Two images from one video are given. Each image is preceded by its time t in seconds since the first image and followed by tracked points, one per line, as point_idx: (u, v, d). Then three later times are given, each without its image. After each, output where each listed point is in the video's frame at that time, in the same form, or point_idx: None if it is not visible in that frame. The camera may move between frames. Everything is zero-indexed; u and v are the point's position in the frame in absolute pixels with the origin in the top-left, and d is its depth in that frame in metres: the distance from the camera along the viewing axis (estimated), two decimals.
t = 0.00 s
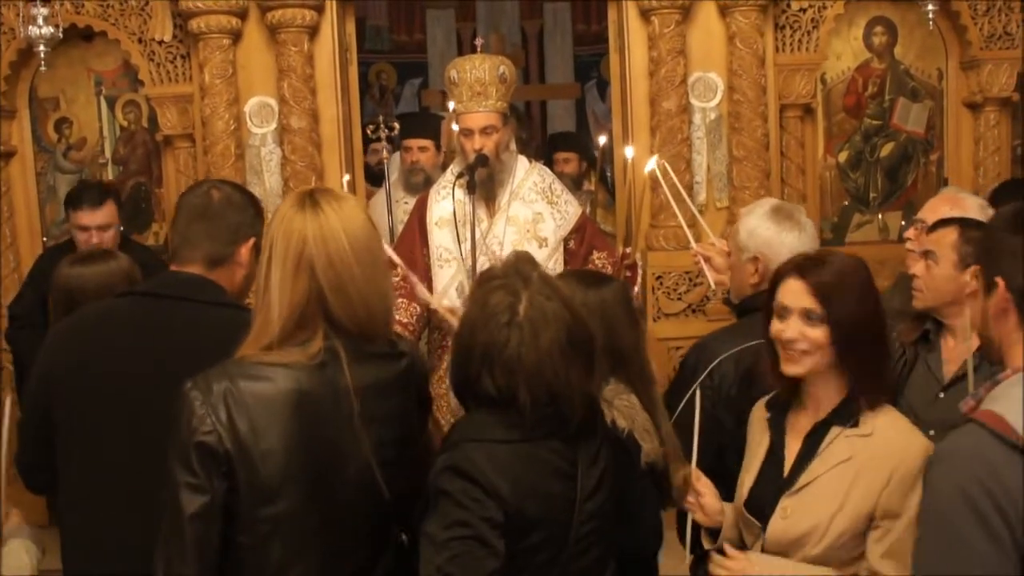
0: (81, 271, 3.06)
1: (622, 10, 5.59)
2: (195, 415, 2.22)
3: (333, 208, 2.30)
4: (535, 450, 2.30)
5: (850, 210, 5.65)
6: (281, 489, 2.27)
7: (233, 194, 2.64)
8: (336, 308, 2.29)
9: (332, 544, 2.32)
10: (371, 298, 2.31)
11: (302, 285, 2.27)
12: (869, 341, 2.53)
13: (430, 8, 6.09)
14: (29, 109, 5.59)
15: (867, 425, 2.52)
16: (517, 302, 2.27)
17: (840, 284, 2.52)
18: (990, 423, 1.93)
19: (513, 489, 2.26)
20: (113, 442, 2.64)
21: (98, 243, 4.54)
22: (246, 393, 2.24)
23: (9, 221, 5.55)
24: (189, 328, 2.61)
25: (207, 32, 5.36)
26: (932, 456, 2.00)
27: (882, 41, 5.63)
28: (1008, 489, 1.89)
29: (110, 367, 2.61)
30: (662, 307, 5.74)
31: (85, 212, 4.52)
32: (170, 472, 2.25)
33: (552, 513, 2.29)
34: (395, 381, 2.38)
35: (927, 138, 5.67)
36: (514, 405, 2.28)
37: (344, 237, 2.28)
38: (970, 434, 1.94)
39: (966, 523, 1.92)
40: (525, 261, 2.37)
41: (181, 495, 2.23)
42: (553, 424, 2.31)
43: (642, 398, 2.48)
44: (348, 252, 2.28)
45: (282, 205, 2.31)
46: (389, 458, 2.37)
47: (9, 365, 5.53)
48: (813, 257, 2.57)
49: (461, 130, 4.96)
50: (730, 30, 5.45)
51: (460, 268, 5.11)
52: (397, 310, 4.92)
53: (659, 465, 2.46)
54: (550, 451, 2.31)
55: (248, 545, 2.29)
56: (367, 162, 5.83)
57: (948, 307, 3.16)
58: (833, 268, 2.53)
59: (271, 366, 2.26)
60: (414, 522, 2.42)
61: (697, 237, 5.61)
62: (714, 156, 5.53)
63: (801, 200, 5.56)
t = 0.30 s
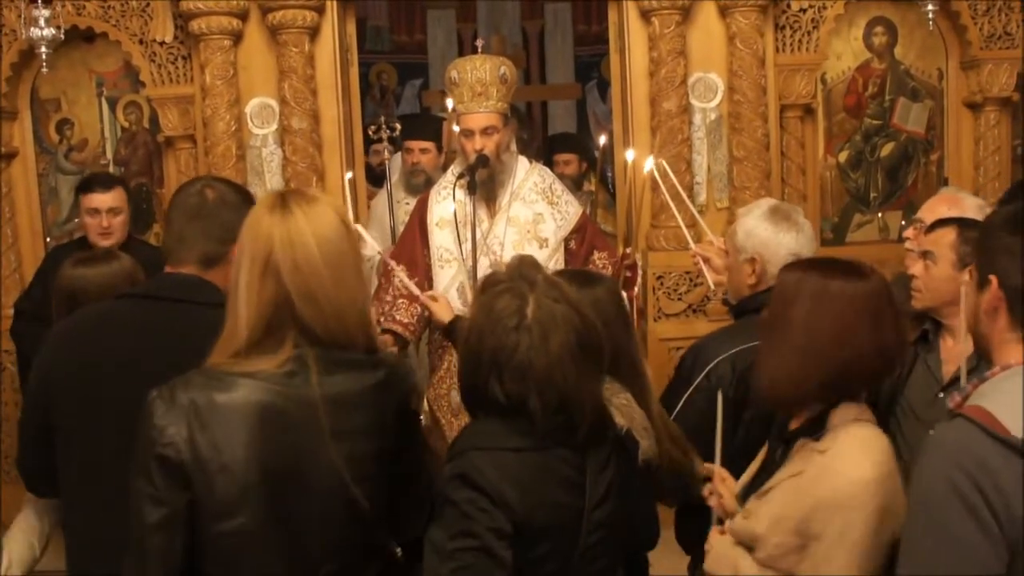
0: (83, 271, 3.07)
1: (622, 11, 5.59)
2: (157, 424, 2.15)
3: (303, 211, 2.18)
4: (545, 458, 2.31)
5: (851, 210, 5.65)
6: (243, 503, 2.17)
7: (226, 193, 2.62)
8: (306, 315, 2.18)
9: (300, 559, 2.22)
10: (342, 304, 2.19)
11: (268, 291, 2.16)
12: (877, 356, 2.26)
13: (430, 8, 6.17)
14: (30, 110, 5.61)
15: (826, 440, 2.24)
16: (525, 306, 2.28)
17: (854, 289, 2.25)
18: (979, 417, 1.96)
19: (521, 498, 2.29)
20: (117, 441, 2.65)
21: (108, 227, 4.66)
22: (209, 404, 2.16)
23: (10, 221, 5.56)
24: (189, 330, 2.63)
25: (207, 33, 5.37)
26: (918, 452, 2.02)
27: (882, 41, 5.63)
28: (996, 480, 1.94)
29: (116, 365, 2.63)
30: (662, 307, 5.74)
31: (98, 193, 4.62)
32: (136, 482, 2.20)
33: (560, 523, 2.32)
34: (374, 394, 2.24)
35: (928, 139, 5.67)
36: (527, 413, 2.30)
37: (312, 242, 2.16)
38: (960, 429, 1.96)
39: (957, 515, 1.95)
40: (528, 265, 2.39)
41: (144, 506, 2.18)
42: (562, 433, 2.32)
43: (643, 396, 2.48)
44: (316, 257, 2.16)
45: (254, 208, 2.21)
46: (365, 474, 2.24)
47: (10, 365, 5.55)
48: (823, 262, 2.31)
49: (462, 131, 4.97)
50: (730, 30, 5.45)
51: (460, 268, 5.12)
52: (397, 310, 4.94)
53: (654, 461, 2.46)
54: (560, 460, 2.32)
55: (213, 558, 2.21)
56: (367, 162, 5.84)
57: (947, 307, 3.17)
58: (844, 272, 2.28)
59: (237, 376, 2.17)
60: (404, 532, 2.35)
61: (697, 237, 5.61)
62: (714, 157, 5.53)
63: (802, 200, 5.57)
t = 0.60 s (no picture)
0: (83, 272, 3.07)
1: (621, 11, 5.59)
2: (103, 436, 2.07)
3: (252, 214, 2.08)
4: (558, 462, 2.31)
5: (849, 210, 5.66)
6: (192, 518, 2.08)
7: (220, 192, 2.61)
8: (255, 323, 2.07)
9: None
10: (294, 312, 2.08)
11: (217, 298, 2.07)
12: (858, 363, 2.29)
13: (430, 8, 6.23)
14: (30, 111, 5.62)
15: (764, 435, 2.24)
16: (535, 305, 2.30)
17: (836, 296, 2.31)
18: (968, 411, 1.97)
19: (537, 502, 2.27)
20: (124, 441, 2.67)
21: (106, 222, 4.70)
22: (158, 415, 2.06)
23: (9, 222, 5.58)
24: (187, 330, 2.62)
25: (207, 34, 5.38)
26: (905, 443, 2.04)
27: (880, 41, 5.63)
28: (981, 474, 1.94)
29: (116, 368, 2.62)
30: (661, 307, 5.75)
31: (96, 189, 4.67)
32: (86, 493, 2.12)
33: (572, 526, 2.31)
34: (331, 407, 2.13)
35: (926, 139, 5.67)
36: (543, 415, 2.29)
37: (262, 247, 2.06)
38: (949, 421, 1.97)
39: (941, 505, 1.95)
40: (529, 267, 2.42)
41: (92, 519, 2.10)
42: (576, 435, 2.33)
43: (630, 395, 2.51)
44: (264, 261, 2.06)
45: (207, 211, 2.12)
46: (322, 489, 2.14)
47: (9, 365, 5.56)
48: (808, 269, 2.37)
49: (461, 131, 4.98)
50: (728, 30, 5.46)
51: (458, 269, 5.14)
52: (397, 311, 4.94)
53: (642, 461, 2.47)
54: (573, 463, 2.32)
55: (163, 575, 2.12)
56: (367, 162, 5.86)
57: (943, 307, 3.17)
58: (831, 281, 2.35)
59: (187, 387, 2.07)
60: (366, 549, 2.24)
61: (695, 238, 5.62)
62: (713, 157, 5.53)
63: (800, 200, 5.57)
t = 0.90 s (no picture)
0: (82, 273, 3.07)
1: (620, 12, 5.60)
2: (76, 447, 2.03)
3: (223, 219, 2.04)
4: (572, 456, 2.33)
5: (848, 209, 5.66)
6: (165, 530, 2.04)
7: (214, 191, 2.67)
8: (227, 330, 2.03)
9: None
10: (267, 319, 2.04)
11: (188, 305, 2.04)
12: (834, 366, 2.34)
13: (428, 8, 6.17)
14: (29, 112, 5.63)
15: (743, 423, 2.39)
16: (541, 300, 2.34)
17: (820, 297, 2.36)
18: (959, 417, 1.99)
19: (559, 496, 2.29)
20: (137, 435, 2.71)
21: (92, 223, 4.71)
22: (131, 426, 2.02)
23: (9, 223, 5.58)
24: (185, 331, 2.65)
25: (206, 35, 5.38)
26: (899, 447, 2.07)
27: (879, 42, 5.63)
28: (974, 480, 1.96)
29: (118, 368, 2.62)
30: (660, 308, 5.76)
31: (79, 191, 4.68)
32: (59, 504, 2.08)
33: (590, 518, 2.34)
34: (310, 418, 2.08)
35: (925, 139, 5.67)
36: (557, 409, 2.33)
37: (233, 253, 2.02)
38: (940, 427, 1.99)
39: (935, 510, 1.97)
40: (527, 264, 2.46)
41: (65, 531, 2.06)
42: (588, 428, 2.37)
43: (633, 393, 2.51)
44: (235, 267, 2.02)
45: (178, 215, 2.08)
46: (299, 502, 2.08)
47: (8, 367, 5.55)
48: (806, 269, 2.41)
49: (460, 132, 4.99)
50: (727, 30, 5.46)
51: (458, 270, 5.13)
52: (396, 312, 4.95)
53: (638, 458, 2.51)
54: (585, 456, 2.35)
55: None
56: (366, 163, 5.82)
57: (943, 307, 3.18)
58: (825, 281, 2.38)
59: (160, 397, 2.03)
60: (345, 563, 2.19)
61: (695, 238, 5.62)
62: (712, 157, 5.54)
63: (800, 200, 5.57)
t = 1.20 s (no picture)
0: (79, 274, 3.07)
1: (620, 12, 5.59)
2: (42, 460, 2.03)
3: (189, 227, 2.06)
4: (593, 452, 2.37)
5: (848, 208, 5.65)
6: (130, 548, 2.01)
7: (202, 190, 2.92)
8: (192, 338, 2.04)
9: None
10: (231, 326, 2.03)
11: (154, 312, 2.05)
12: (828, 364, 2.41)
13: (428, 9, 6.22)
14: (30, 113, 5.63)
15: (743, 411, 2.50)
16: (551, 297, 2.37)
17: (826, 295, 2.42)
18: (969, 424, 2.01)
19: (586, 492, 2.33)
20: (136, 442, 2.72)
21: (75, 223, 4.74)
22: (97, 440, 2.02)
23: (10, 224, 5.58)
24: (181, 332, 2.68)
25: (205, 35, 5.39)
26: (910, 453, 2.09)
27: (879, 40, 5.62)
28: (984, 485, 1.98)
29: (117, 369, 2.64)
30: (660, 307, 5.76)
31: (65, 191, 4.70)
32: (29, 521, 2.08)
33: (614, 512, 2.39)
34: (283, 435, 2.04)
35: (926, 137, 5.66)
36: (576, 408, 2.37)
37: (199, 259, 2.03)
38: (951, 434, 2.01)
39: (950, 517, 1.99)
40: (526, 263, 2.48)
41: (34, 548, 2.06)
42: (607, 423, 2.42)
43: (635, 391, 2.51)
44: (198, 275, 2.02)
45: (147, 223, 2.10)
46: (267, 522, 2.04)
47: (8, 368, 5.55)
48: (819, 266, 2.46)
49: (460, 132, 5.02)
50: (727, 29, 5.46)
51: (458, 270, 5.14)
52: (397, 312, 4.99)
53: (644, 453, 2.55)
54: (606, 451, 2.40)
55: None
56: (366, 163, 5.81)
57: (944, 307, 3.18)
58: (834, 280, 2.44)
59: (127, 410, 2.02)
60: None
61: (695, 237, 5.62)
62: (712, 156, 5.53)
63: (800, 199, 5.56)
